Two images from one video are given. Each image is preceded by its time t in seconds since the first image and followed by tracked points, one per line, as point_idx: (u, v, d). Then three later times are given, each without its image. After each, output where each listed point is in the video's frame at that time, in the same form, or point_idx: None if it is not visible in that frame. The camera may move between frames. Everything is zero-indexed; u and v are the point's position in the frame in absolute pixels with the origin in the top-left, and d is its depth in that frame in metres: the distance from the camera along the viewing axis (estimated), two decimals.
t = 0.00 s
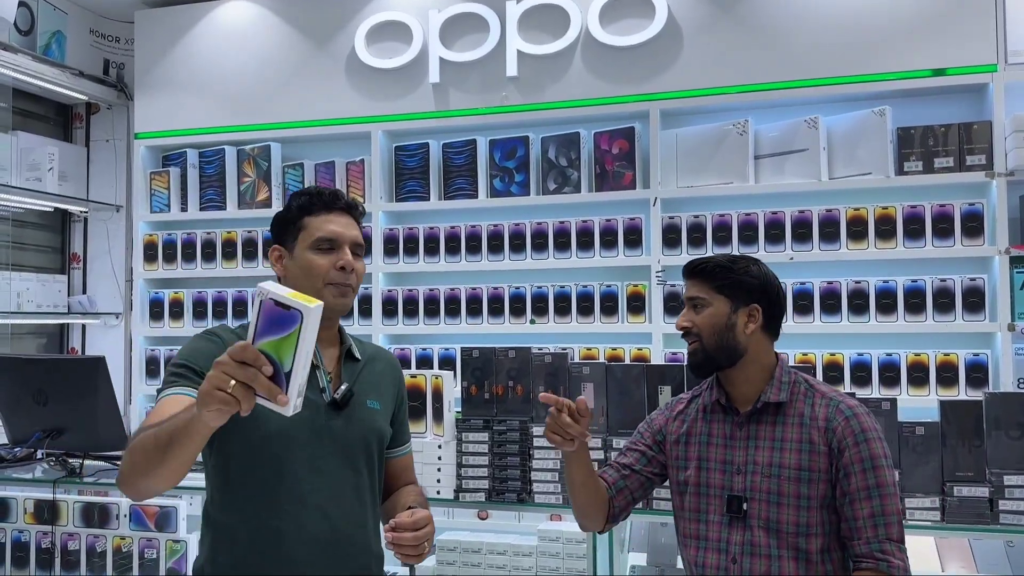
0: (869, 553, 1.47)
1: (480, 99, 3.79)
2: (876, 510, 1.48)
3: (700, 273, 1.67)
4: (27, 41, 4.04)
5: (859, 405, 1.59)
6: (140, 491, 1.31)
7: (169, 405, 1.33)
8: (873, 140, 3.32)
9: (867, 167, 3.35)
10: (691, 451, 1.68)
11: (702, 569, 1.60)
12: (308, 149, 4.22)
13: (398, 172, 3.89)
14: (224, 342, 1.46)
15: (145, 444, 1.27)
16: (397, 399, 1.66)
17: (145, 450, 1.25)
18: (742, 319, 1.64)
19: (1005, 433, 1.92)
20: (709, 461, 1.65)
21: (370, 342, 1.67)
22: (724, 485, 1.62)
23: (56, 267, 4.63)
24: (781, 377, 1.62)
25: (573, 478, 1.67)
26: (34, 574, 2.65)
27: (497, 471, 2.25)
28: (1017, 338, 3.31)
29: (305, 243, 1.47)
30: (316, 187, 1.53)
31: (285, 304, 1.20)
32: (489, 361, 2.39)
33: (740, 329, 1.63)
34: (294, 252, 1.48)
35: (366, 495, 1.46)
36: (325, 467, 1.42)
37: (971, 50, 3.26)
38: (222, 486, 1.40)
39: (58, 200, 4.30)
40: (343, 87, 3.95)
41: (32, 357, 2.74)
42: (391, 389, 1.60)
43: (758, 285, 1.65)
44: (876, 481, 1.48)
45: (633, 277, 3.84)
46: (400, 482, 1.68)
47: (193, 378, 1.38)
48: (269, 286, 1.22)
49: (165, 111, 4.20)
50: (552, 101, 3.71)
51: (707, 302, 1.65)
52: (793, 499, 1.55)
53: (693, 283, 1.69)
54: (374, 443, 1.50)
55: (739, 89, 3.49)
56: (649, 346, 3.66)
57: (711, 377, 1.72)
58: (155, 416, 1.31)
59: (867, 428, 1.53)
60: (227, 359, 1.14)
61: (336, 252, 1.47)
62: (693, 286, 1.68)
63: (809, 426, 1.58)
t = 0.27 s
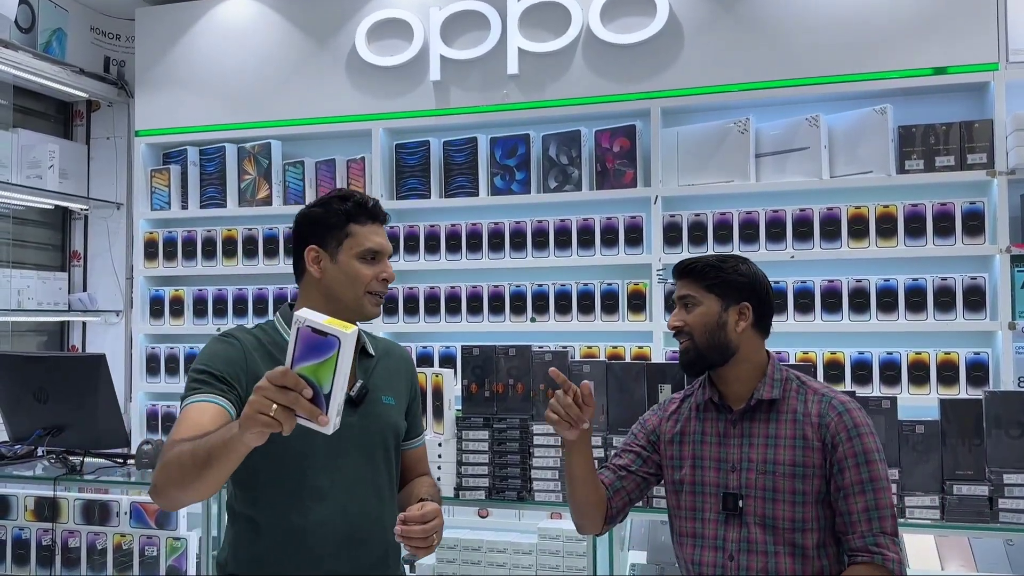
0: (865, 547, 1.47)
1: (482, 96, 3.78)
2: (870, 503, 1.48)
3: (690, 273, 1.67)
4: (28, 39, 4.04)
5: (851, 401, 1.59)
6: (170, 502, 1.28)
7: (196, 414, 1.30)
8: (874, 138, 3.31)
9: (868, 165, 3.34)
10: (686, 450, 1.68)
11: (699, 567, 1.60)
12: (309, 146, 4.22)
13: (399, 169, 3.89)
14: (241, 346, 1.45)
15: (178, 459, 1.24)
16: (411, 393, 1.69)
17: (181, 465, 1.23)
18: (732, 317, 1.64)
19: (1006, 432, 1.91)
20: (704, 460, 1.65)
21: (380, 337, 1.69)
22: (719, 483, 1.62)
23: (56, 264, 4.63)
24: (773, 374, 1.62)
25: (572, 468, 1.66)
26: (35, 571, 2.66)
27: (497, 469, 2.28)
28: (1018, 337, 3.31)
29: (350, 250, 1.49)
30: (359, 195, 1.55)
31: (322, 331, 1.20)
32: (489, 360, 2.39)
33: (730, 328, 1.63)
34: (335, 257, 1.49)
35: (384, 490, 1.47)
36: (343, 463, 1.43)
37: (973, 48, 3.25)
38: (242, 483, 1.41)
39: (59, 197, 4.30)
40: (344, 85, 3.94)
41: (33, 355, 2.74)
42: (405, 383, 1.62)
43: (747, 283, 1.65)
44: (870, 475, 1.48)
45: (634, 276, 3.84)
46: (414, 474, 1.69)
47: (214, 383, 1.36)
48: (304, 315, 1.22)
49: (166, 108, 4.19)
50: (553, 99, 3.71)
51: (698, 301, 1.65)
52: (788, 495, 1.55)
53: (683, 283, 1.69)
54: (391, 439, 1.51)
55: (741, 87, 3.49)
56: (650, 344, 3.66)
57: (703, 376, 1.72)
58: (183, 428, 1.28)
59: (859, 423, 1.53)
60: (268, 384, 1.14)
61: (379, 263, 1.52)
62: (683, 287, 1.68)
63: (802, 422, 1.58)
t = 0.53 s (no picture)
0: (863, 542, 1.47)
1: (482, 95, 3.79)
2: (867, 499, 1.49)
3: (683, 273, 1.68)
4: (28, 37, 4.04)
5: (846, 399, 1.60)
6: (186, 495, 1.28)
7: (206, 407, 1.31)
8: (874, 137, 3.31)
9: (868, 165, 3.34)
10: (684, 450, 1.68)
11: (699, 566, 1.60)
12: (309, 145, 4.22)
13: (399, 168, 3.90)
14: (247, 340, 1.45)
15: (191, 450, 1.24)
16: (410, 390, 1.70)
17: (194, 455, 1.23)
18: (727, 316, 1.64)
19: (1003, 431, 1.92)
20: (703, 459, 1.65)
21: (379, 334, 1.70)
22: (718, 481, 1.62)
23: (57, 263, 4.63)
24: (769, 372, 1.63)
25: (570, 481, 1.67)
26: (35, 569, 2.65)
27: (496, 468, 2.28)
28: (1017, 336, 3.32)
29: (354, 249, 1.49)
30: (362, 193, 1.54)
31: (325, 305, 1.20)
32: (488, 358, 2.39)
33: (725, 327, 1.63)
34: (339, 256, 1.50)
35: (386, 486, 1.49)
36: (347, 458, 1.44)
37: (972, 48, 3.25)
38: (247, 480, 1.41)
39: (59, 196, 4.31)
40: (344, 83, 3.95)
41: (34, 354, 2.74)
42: (405, 381, 1.63)
43: (740, 283, 1.66)
44: (866, 471, 1.49)
45: (633, 275, 3.84)
46: (409, 469, 1.71)
47: (222, 378, 1.37)
48: (307, 290, 1.21)
49: (166, 107, 4.20)
50: (552, 98, 3.71)
51: (692, 301, 1.65)
52: (787, 492, 1.56)
53: (676, 284, 1.69)
54: (392, 435, 1.52)
55: (741, 86, 3.49)
56: (649, 343, 3.66)
57: (698, 375, 1.72)
58: (194, 421, 1.28)
59: (855, 420, 1.55)
60: (278, 363, 1.17)
61: (382, 262, 1.52)
62: (677, 287, 1.68)
63: (799, 420, 1.59)
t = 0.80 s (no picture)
0: (860, 542, 1.48)
1: (481, 95, 3.79)
2: (865, 499, 1.49)
3: (682, 274, 1.68)
4: (28, 36, 4.04)
5: (844, 399, 1.61)
6: (183, 491, 1.28)
7: (202, 404, 1.31)
8: (873, 138, 3.31)
9: (867, 165, 3.34)
10: (682, 450, 1.68)
11: (698, 566, 1.60)
12: (308, 145, 4.22)
13: (398, 168, 3.90)
14: (242, 339, 1.46)
15: (189, 447, 1.24)
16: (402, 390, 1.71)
17: (192, 451, 1.23)
18: (725, 316, 1.65)
19: (1001, 431, 1.92)
20: (701, 458, 1.65)
21: (372, 336, 1.70)
22: (716, 481, 1.62)
23: (56, 262, 4.63)
24: (767, 372, 1.63)
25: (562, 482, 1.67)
26: (34, 568, 2.65)
27: (495, 467, 2.28)
28: (1016, 336, 3.32)
29: (350, 250, 1.50)
30: (357, 195, 1.55)
31: (331, 298, 1.21)
32: (486, 358, 2.41)
33: (723, 327, 1.64)
34: (335, 256, 1.50)
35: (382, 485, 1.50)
36: (343, 457, 1.45)
37: (971, 48, 3.26)
38: (242, 481, 1.41)
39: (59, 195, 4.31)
40: (344, 83, 3.95)
41: (32, 353, 2.75)
42: (397, 382, 1.63)
43: (739, 283, 1.66)
44: (864, 471, 1.50)
45: (632, 275, 3.85)
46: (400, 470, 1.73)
47: (217, 375, 1.37)
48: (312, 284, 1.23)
49: (166, 106, 4.20)
50: (552, 98, 3.71)
51: (690, 302, 1.65)
52: (785, 492, 1.56)
53: (675, 285, 1.69)
54: (386, 435, 1.54)
55: (740, 87, 3.49)
56: (648, 343, 3.66)
57: (696, 376, 1.72)
58: (191, 418, 1.29)
59: (852, 420, 1.55)
60: (281, 356, 1.17)
61: (377, 262, 1.53)
62: (676, 288, 1.68)
63: (797, 420, 1.59)
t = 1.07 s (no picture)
0: (859, 540, 1.48)
1: (481, 95, 3.79)
2: (863, 497, 1.49)
3: (682, 273, 1.68)
4: (28, 36, 4.05)
5: (842, 397, 1.61)
6: (180, 487, 1.29)
7: (198, 402, 1.32)
8: (872, 137, 3.32)
9: (866, 165, 3.35)
10: (681, 449, 1.69)
11: (698, 565, 1.61)
12: (308, 144, 4.23)
13: (398, 168, 3.91)
14: (235, 337, 1.46)
15: (187, 445, 1.25)
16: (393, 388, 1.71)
17: (191, 449, 1.24)
18: (723, 317, 1.65)
19: (999, 430, 1.92)
20: (700, 458, 1.65)
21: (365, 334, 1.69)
22: (716, 480, 1.63)
23: (56, 262, 4.64)
24: (766, 371, 1.63)
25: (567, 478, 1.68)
26: (34, 567, 2.64)
27: (494, 466, 2.29)
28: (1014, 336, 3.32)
29: (343, 247, 1.50)
30: (351, 193, 1.55)
31: (335, 295, 1.24)
32: (486, 357, 2.41)
33: (721, 328, 1.64)
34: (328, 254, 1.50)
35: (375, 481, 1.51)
36: (339, 455, 1.45)
37: (970, 48, 3.26)
38: (237, 480, 1.41)
39: (59, 194, 4.31)
40: (344, 83, 3.95)
41: (30, 352, 2.76)
42: (391, 379, 1.63)
43: (739, 284, 1.67)
44: (862, 469, 1.50)
45: (632, 275, 3.86)
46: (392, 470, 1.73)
47: (212, 373, 1.37)
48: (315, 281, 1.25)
49: (166, 106, 4.20)
50: (551, 98, 3.71)
51: (689, 301, 1.66)
52: (784, 490, 1.57)
53: (676, 283, 1.70)
54: (381, 433, 1.54)
55: (739, 87, 3.50)
56: (647, 343, 3.67)
57: (696, 375, 1.73)
58: (189, 416, 1.29)
59: (851, 418, 1.55)
60: (284, 354, 1.17)
61: (370, 259, 1.52)
62: (676, 287, 1.69)
63: (795, 418, 1.60)
